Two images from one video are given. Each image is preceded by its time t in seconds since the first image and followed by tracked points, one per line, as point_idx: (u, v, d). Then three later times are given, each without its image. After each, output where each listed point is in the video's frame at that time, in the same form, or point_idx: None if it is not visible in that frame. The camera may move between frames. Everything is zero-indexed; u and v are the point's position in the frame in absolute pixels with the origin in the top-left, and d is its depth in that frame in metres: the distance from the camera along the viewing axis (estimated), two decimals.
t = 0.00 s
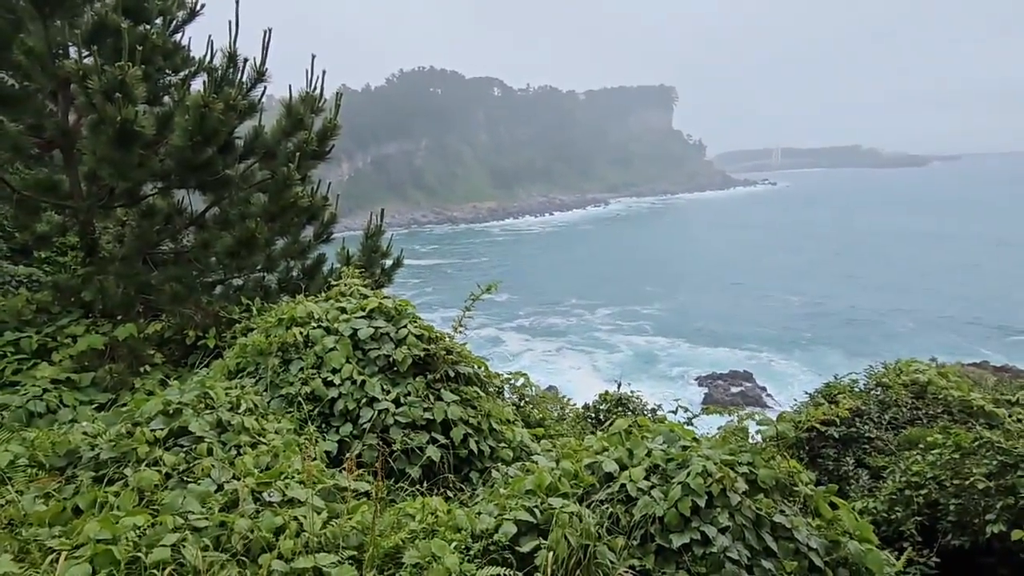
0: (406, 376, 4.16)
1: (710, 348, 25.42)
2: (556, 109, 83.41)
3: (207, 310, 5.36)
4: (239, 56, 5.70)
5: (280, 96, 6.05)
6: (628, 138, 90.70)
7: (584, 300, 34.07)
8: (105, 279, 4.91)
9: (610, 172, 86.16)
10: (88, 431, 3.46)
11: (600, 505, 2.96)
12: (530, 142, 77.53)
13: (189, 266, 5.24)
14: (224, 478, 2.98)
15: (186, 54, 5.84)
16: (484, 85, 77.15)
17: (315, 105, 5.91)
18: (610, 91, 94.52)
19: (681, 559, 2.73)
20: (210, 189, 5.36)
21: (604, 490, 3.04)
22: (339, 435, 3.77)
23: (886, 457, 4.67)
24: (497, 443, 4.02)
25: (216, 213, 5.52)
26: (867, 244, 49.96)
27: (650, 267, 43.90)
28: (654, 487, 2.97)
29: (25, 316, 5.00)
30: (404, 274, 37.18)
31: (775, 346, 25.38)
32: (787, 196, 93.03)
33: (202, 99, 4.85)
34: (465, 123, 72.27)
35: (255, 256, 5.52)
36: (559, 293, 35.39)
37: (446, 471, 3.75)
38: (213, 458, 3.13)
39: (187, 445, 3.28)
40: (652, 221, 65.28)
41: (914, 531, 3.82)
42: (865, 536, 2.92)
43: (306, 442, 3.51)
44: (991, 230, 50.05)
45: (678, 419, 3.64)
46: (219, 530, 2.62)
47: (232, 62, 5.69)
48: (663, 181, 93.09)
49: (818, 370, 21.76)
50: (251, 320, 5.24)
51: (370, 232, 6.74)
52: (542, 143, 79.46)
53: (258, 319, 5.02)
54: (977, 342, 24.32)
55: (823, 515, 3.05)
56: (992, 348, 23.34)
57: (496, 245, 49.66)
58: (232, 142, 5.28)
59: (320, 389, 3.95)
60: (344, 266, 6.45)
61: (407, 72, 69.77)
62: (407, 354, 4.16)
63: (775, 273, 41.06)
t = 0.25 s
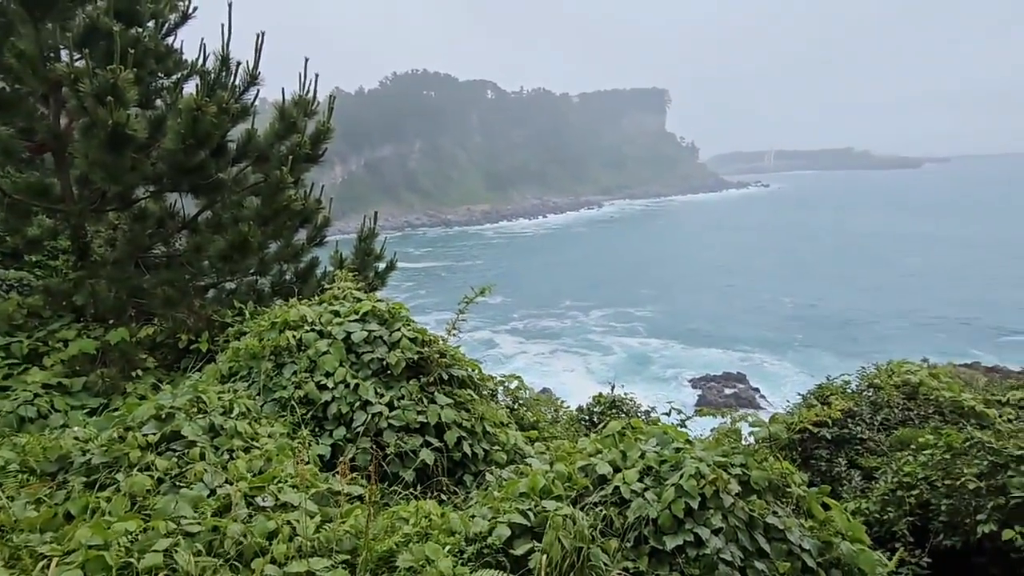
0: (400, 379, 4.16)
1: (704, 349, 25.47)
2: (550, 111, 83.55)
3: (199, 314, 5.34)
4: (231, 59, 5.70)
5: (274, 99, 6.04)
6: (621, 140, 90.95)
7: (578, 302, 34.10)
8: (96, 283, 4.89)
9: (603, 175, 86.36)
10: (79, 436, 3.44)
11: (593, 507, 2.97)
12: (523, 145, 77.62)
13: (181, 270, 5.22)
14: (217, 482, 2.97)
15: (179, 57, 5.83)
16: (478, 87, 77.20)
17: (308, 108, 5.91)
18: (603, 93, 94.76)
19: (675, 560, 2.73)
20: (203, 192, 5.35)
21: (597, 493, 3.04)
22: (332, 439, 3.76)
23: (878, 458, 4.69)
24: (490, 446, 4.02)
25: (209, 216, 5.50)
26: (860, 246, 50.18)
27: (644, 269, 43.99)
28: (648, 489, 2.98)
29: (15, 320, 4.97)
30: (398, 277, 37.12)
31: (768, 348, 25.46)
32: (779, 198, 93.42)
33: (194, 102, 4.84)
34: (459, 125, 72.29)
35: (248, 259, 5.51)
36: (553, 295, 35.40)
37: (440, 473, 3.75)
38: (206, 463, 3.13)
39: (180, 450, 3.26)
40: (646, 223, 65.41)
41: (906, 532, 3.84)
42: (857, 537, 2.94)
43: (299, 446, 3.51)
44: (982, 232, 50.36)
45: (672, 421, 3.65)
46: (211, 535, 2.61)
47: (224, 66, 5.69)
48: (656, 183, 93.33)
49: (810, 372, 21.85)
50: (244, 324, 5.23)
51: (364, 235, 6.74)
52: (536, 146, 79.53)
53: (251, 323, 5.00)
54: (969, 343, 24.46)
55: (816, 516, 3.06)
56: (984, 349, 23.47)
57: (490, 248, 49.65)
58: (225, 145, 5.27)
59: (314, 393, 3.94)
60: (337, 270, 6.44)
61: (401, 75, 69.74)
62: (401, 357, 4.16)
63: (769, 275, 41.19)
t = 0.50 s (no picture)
0: (390, 384, 4.15)
1: (695, 352, 25.57)
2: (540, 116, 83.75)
3: (188, 320, 5.31)
4: (220, 64, 5.68)
5: (263, 104, 6.02)
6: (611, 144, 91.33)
7: (569, 306, 34.14)
8: (84, 289, 4.85)
9: (593, 178, 86.65)
10: (65, 444, 3.40)
11: (584, 511, 2.97)
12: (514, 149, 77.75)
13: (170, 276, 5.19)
14: (205, 490, 2.95)
15: (167, 62, 5.81)
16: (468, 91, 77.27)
17: (297, 113, 5.91)
18: (593, 97, 95.12)
19: (665, 564, 2.74)
20: (191, 198, 5.33)
21: (587, 497, 3.04)
22: (322, 444, 3.75)
23: (866, 459, 4.73)
24: (481, 450, 4.02)
25: (197, 221, 5.47)
26: (847, 248, 50.59)
27: (634, 272, 44.13)
28: (638, 493, 2.99)
29: (2, 328, 4.93)
30: (388, 281, 37.02)
31: (758, 350, 25.59)
32: (768, 201, 94.03)
33: (182, 107, 4.83)
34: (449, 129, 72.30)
35: (237, 264, 5.50)
36: (544, 299, 35.43)
37: (431, 478, 3.74)
38: (194, 470, 3.11)
39: (167, 458, 3.24)
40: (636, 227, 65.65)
41: (894, 532, 3.87)
42: (846, 538, 2.96)
43: (289, 452, 3.49)
44: (968, 234, 50.93)
45: (661, 425, 3.66)
46: (199, 543, 2.60)
47: (213, 71, 5.67)
48: (646, 187, 93.71)
49: (800, 373, 21.98)
50: (232, 330, 5.20)
51: (354, 240, 6.73)
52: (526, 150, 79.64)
53: (240, 329, 4.98)
54: (957, 344, 24.68)
55: (805, 518, 3.07)
56: (971, 349, 23.70)
57: (481, 252, 49.64)
58: (214, 150, 5.24)
59: (303, 399, 3.92)
60: (327, 275, 6.42)
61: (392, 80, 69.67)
62: (391, 363, 4.15)
63: (758, 277, 41.41)
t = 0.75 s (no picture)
0: (380, 389, 4.15)
1: (686, 354, 25.66)
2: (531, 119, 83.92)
3: (177, 325, 5.29)
4: (208, 69, 5.67)
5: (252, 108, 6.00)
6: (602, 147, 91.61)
7: (561, 309, 34.18)
8: (72, 295, 4.82)
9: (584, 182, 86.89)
10: (52, 452, 3.37)
11: (574, 514, 2.97)
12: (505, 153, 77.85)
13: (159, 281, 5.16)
14: (194, 496, 2.94)
15: (155, 66, 5.79)
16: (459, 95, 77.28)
17: (287, 118, 5.90)
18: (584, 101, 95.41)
19: (654, 566, 2.76)
20: (180, 203, 5.30)
21: (577, 500, 3.05)
22: (312, 449, 3.74)
23: (855, 460, 4.76)
24: (472, 454, 4.02)
25: (186, 226, 5.44)
26: (837, 250, 50.96)
27: (626, 275, 44.26)
28: (627, 495, 3.00)
29: None
30: (380, 285, 36.93)
31: (749, 352, 25.69)
32: (758, 204, 94.55)
33: (171, 112, 4.81)
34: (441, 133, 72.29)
35: (226, 269, 5.48)
36: (535, 302, 35.45)
37: (421, 483, 3.74)
38: (182, 477, 3.09)
39: (156, 464, 3.23)
40: (627, 230, 65.83)
41: (882, 532, 3.91)
42: (834, 538, 2.98)
43: (279, 458, 3.48)
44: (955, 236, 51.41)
45: (651, 428, 3.67)
46: (187, 550, 2.59)
47: (201, 75, 5.65)
48: (637, 190, 94.04)
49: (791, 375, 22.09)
50: (222, 335, 5.19)
51: (344, 244, 6.72)
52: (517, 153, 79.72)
53: (230, 334, 4.96)
54: (944, 344, 24.91)
55: (793, 519, 3.08)
56: (959, 350, 23.91)
57: (472, 255, 49.64)
58: (202, 155, 5.22)
59: (293, 403, 3.91)
60: (317, 279, 6.41)
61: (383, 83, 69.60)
62: (381, 367, 4.15)
63: (749, 280, 41.61)
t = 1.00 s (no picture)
0: (369, 394, 4.14)
1: (675, 357, 25.75)
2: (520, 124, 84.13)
3: (164, 331, 5.25)
4: (196, 74, 5.64)
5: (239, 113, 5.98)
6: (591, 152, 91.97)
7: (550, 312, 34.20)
8: (57, 302, 4.77)
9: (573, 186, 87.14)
10: (37, 459, 3.33)
11: (563, 518, 2.98)
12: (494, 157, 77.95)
13: (145, 287, 5.12)
14: (181, 504, 2.92)
15: (142, 71, 5.76)
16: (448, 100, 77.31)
17: (274, 123, 5.87)
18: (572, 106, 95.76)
19: (645, 569, 2.75)
20: (166, 208, 5.26)
21: (567, 504, 3.05)
22: (301, 455, 3.72)
23: (842, 462, 4.79)
24: (462, 459, 4.02)
25: (173, 231, 5.40)
26: (824, 253, 51.39)
27: (615, 279, 44.39)
28: (617, 498, 3.00)
29: None
30: (369, 290, 36.80)
31: (738, 354, 25.82)
32: (746, 208, 95.15)
33: (157, 117, 4.79)
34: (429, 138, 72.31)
35: (213, 275, 5.45)
36: (525, 306, 35.46)
37: (411, 488, 3.73)
38: (169, 484, 3.07)
39: (142, 472, 3.20)
40: (616, 234, 66.04)
41: (870, 533, 3.94)
42: (822, 539, 2.98)
43: (267, 465, 3.47)
44: (940, 239, 51.99)
45: (639, 430, 3.69)
46: (174, 558, 2.57)
47: (188, 80, 5.63)
48: (626, 194, 94.41)
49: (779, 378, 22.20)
50: (209, 341, 5.16)
51: (333, 250, 6.69)
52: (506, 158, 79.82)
53: (217, 340, 4.93)
54: (930, 346, 25.16)
55: (781, 521, 3.08)
56: (944, 352, 24.13)
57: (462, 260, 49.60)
58: (190, 160, 5.20)
59: (281, 409, 3.90)
60: (306, 284, 6.39)
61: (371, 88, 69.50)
62: (370, 372, 4.14)
63: (737, 283, 41.85)
